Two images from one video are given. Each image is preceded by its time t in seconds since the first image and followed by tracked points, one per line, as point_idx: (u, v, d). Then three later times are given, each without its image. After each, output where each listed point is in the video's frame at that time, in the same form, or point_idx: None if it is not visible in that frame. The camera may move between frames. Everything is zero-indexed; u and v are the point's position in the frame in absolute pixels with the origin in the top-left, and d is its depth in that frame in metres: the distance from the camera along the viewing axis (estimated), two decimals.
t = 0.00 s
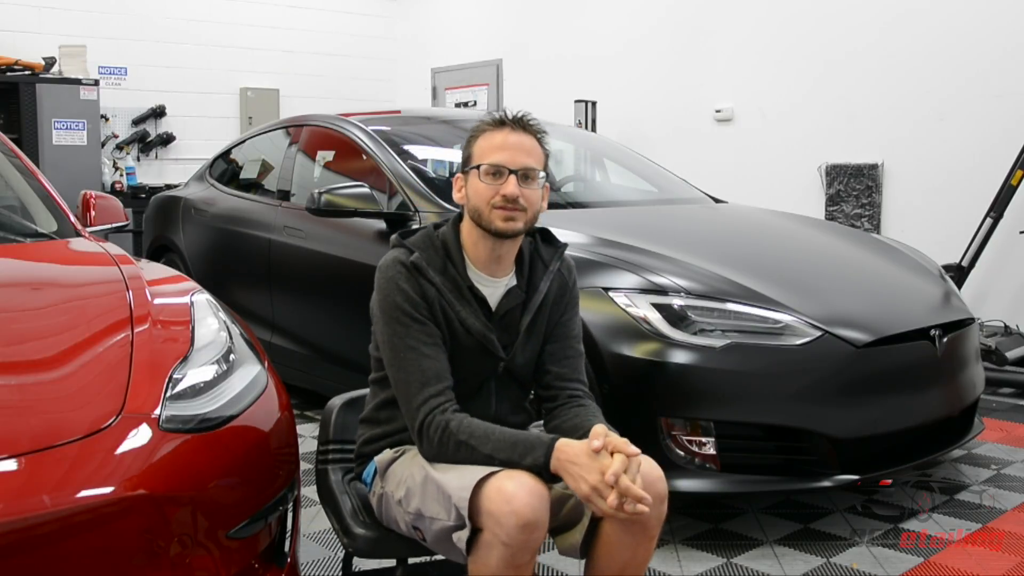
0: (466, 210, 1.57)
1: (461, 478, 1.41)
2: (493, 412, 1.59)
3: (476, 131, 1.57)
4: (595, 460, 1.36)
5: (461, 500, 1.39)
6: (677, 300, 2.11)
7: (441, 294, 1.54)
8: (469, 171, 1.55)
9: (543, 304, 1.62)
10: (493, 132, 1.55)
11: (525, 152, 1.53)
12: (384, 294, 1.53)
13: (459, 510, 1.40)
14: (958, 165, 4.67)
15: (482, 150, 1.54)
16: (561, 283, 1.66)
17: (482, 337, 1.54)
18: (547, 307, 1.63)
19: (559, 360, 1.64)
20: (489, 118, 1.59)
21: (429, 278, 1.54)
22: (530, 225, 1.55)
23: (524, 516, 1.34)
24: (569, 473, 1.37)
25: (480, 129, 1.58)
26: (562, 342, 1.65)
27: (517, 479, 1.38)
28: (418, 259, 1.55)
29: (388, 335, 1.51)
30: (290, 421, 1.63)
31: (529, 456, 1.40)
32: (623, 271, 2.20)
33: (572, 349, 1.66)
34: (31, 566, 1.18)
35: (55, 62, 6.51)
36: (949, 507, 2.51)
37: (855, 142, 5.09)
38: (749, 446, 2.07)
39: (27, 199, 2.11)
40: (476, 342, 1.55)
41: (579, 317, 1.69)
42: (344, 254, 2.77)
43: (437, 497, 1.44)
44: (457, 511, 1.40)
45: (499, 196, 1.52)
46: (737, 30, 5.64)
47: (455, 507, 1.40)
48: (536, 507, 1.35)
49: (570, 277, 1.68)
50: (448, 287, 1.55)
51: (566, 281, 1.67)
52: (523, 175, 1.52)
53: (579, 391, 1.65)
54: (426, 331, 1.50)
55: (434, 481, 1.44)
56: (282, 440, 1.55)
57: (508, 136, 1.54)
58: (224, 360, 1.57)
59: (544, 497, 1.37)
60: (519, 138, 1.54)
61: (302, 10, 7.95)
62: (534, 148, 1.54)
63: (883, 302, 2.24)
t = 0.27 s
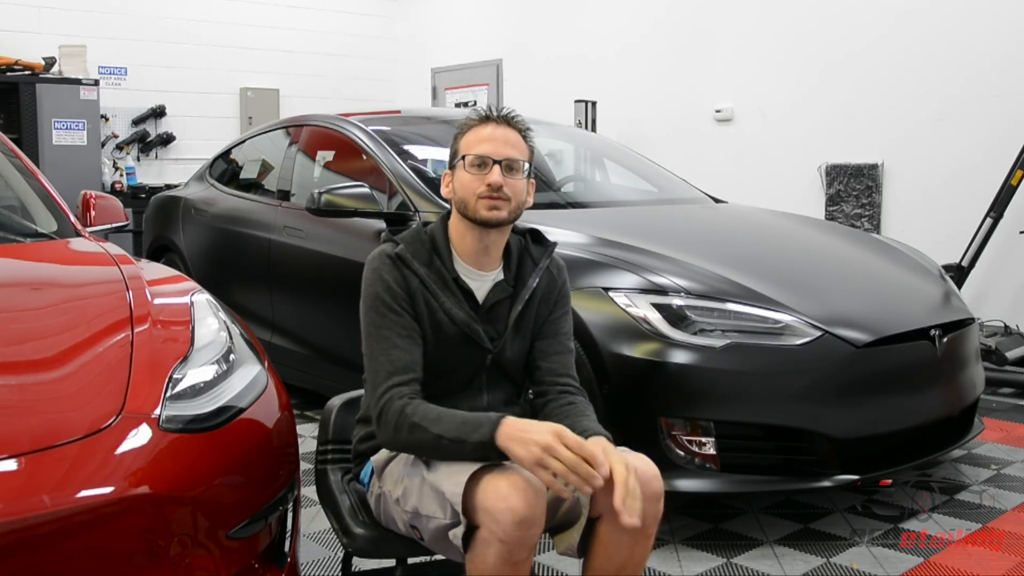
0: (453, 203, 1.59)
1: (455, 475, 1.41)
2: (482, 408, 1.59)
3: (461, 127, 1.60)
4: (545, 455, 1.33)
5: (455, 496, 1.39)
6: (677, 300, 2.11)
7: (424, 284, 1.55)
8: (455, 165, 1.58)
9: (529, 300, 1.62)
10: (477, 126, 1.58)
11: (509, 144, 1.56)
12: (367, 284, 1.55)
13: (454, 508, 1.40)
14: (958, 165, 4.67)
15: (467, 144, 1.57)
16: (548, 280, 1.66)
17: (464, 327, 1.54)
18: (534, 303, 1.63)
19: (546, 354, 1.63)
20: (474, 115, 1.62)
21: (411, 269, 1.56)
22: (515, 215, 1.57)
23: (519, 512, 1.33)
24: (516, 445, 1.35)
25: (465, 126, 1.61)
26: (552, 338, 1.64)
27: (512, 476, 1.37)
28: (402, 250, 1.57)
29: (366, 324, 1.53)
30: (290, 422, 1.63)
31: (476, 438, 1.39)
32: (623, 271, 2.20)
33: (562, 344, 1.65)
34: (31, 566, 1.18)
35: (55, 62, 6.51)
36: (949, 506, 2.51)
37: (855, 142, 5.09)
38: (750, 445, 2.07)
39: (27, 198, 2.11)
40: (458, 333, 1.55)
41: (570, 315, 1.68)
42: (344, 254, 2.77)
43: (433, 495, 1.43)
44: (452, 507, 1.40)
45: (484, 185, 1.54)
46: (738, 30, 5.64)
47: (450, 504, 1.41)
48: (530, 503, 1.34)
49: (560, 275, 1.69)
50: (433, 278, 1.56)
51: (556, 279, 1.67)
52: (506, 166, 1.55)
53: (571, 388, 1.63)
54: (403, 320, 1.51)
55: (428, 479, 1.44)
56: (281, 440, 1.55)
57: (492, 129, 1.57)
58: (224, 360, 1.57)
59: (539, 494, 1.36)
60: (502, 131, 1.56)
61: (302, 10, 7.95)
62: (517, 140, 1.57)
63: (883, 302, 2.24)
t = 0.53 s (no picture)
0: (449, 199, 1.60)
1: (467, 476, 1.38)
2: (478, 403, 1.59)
3: (460, 126, 1.61)
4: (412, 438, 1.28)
5: (469, 497, 1.36)
6: (678, 300, 2.11)
7: (415, 278, 1.55)
8: (452, 162, 1.59)
9: (523, 297, 1.62)
10: (475, 124, 1.59)
11: (506, 143, 1.57)
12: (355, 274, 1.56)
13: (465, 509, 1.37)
14: (958, 165, 4.67)
15: (465, 141, 1.58)
16: (545, 279, 1.66)
17: (452, 319, 1.54)
18: (528, 301, 1.63)
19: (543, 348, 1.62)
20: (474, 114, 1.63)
21: (400, 261, 1.57)
22: (511, 213, 1.57)
23: (532, 510, 1.33)
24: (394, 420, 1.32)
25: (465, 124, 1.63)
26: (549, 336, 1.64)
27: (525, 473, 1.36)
28: (393, 244, 1.58)
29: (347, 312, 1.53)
30: (290, 422, 1.63)
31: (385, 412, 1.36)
32: (623, 271, 2.20)
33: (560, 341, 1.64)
34: (31, 566, 1.18)
35: (55, 62, 6.51)
36: (949, 506, 2.51)
37: (855, 142, 5.09)
38: (750, 446, 2.07)
39: (27, 198, 2.11)
40: (445, 325, 1.55)
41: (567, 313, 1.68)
42: (344, 254, 2.77)
43: (442, 496, 1.41)
44: (463, 508, 1.38)
45: (479, 181, 1.55)
46: (738, 30, 5.64)
47: (462, 504, 1.38)
48: (544, 501, 1.34)
49: (556, 274, 1.69)
50: (424, 273, 1.56)
51: (553, 278, 1.68)
52: (503, 163, 1.55)
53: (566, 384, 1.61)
54: (384, 311, 1.52)
55: (437, 479, 1.41)
56: (281, 440, 1.55)
57: (490, 128, 1.58)
58: (224, 360, 1.57)
59: (553, 492, 1.36)
60: (500, 130, 1.58)
61: (302, 10, 7.95)
62: (515, 139, 1.58)
63: (883, 302, 2.24)
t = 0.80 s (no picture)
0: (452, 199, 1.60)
1: (469, 475, 1.39)
2: (476, 398, 1.58)
3: (468, 127, 1.61)
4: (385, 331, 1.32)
5: (471, 497, 1.36)
6: (678, 300, 2.11)
7: (413, 270, 1.57)
8: (458, 163, 1.58)
9: (519, 287, 1.63)
10: (482, 129, 1.58)
11: (513, 152, 1.56)
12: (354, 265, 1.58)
13: (467, 508, 1.37)
14: (958, 165, 4.67)
15: (472, 145, 1.57)
16: (540, 270, 1.67)
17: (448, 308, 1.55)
18: (524, 291, 1.63)
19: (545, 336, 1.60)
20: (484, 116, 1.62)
21: (399, 253, 1.58)
22: (509, 222, 1.57)
23: (534, 509, 1.33)
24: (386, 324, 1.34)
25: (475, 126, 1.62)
26: (550, 322, 1.62)
27: (526, 472, 1.37)
28: (393, 237, 1.59)
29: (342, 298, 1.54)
30: (290, 422, 1.63)
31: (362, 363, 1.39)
32: (623, 271, 2.20)
33: (561, 320, 1.63)
34: (30, 566, 1.18)
35: (55, 62, 6.51)
36: (949, 507, 2.51)
37: (855, 142, 5.09)
38: (750, 446, 2.07)
39: (27, 198, 2.11)
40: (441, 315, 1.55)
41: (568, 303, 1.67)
42: (343, 254, 2.77)
43: (443, 496, 1.41)
44: (464, 508, 1.37)
45: (481, 189, 1.54)
46: (738, 30, 5.64)
47: (463, 505, 1.38)
48: (546, 501, 1.34)
49: (552, 266, 1.69)
50: (423, 265, 1.58)
51: (550, 270, 1.68)
52: (506, 173, 1.55)
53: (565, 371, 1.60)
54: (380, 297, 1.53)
55: (439, 479, 1.41)
56: (281, 440, 1.55)
57: (498, 135, 1.57)
58: (224, 360, 1.57)
59: (553, 492, 1.36)
60: (508, 138, 1.57)
61: (302, 10, 7.95)
62: (521, 148, 1.57)
63: (883, 302, 2.24)
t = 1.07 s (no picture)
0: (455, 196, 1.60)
1: (469, 476, 1.39)
2: (476, 394, 1.58)
3: (474, 126, 1.61)
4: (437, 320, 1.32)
5: (470, 497, 1.36)
6: (678, 300, 2.11)
7: (417, 261, 1.60)
8: (463, 160, 1.58)
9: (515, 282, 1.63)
10: (488, 126, 1.59)
11: (517, 152, 1.56)
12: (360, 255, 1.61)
13: (467, 508, 1.37)
14: (958, 165, 4.67)
15: (477, 143, 1.58)
16: (536, 264, 1.67)
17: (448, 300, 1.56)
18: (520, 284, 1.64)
19: (535, 324, 1.59)
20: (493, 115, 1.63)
21: (406, 244, 1.61)
22: (510, 219, 1.57)
23: (533, 509, 1.33)
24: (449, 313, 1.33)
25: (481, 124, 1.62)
26: (535, 309, 1.61)
27: (526, 472, 1.37)
28: (400, 227, 1.62)
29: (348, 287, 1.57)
30: (290, 422, 1.63)
31: (399, 338, 1.42)
32: (623, 271, 2.20)
33: (546, 306, 1.61)
34: (30, 566, 1.18)
35: (55, 62, 6.51)
36: (949, 507, 2.51)
37: (855, 142, 5.09)
38: (750, 446, 2.07)
39: (27, 198, 2.11)
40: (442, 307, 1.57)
41: (563, 295, 1.66)
42: (344, 254, 2.77)
43: (443, 496, 1.41)
44: (464, 507, 1.37)
45: (483, 183, 1.54)
46: (738, 30, 5.64)
47: (462, 504, 1.38)
48: (545, 501, 1.34)
49: (551, 261, 1.69)
50: (426, 258, 1.60)
51: (547, 265, 1.68)
52: (509, 169, 1.55)
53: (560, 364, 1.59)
54: (383, 285, 1.55)
55: (438, 479, 1.41)
56: (281, 440, 1.55)
57: (504, 133, 1.57)
58: (224, 360, 1.57)
59: (553, 492, 1.36)
60: (513, 137, 1.57)
61: (302, 10, 7.95)
62: (525, 147, 1.58)
63: (884, 302, 2.24)
